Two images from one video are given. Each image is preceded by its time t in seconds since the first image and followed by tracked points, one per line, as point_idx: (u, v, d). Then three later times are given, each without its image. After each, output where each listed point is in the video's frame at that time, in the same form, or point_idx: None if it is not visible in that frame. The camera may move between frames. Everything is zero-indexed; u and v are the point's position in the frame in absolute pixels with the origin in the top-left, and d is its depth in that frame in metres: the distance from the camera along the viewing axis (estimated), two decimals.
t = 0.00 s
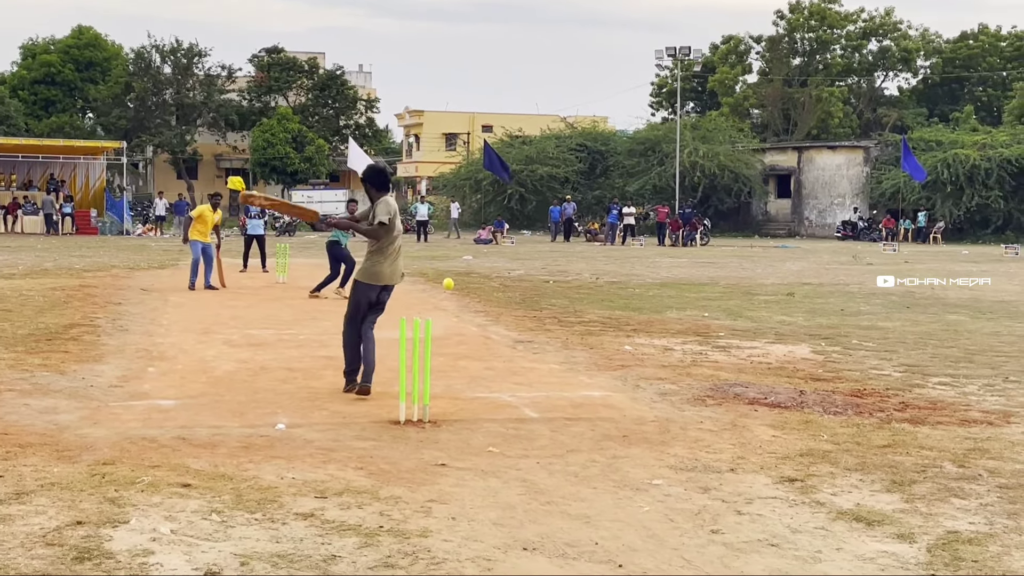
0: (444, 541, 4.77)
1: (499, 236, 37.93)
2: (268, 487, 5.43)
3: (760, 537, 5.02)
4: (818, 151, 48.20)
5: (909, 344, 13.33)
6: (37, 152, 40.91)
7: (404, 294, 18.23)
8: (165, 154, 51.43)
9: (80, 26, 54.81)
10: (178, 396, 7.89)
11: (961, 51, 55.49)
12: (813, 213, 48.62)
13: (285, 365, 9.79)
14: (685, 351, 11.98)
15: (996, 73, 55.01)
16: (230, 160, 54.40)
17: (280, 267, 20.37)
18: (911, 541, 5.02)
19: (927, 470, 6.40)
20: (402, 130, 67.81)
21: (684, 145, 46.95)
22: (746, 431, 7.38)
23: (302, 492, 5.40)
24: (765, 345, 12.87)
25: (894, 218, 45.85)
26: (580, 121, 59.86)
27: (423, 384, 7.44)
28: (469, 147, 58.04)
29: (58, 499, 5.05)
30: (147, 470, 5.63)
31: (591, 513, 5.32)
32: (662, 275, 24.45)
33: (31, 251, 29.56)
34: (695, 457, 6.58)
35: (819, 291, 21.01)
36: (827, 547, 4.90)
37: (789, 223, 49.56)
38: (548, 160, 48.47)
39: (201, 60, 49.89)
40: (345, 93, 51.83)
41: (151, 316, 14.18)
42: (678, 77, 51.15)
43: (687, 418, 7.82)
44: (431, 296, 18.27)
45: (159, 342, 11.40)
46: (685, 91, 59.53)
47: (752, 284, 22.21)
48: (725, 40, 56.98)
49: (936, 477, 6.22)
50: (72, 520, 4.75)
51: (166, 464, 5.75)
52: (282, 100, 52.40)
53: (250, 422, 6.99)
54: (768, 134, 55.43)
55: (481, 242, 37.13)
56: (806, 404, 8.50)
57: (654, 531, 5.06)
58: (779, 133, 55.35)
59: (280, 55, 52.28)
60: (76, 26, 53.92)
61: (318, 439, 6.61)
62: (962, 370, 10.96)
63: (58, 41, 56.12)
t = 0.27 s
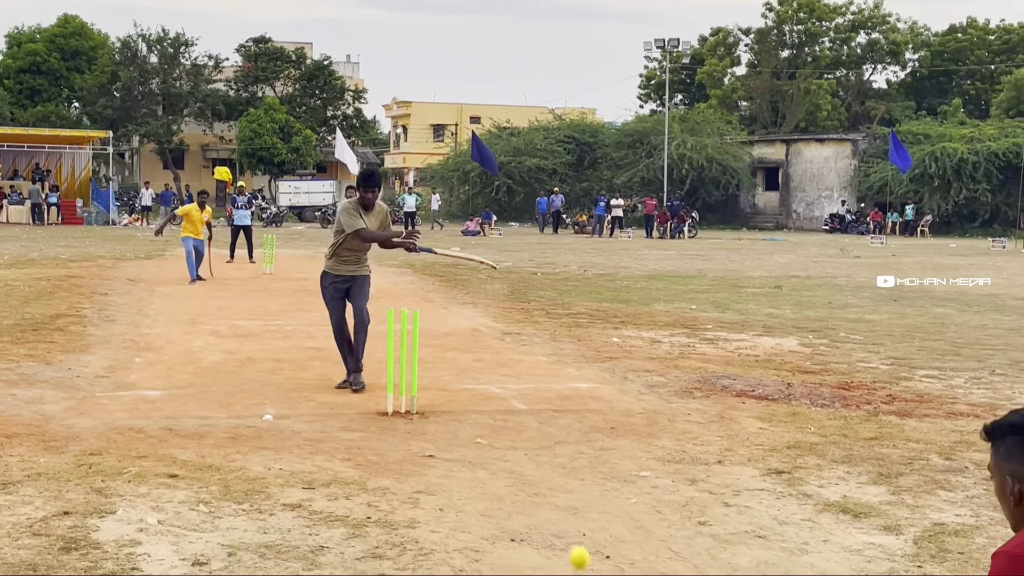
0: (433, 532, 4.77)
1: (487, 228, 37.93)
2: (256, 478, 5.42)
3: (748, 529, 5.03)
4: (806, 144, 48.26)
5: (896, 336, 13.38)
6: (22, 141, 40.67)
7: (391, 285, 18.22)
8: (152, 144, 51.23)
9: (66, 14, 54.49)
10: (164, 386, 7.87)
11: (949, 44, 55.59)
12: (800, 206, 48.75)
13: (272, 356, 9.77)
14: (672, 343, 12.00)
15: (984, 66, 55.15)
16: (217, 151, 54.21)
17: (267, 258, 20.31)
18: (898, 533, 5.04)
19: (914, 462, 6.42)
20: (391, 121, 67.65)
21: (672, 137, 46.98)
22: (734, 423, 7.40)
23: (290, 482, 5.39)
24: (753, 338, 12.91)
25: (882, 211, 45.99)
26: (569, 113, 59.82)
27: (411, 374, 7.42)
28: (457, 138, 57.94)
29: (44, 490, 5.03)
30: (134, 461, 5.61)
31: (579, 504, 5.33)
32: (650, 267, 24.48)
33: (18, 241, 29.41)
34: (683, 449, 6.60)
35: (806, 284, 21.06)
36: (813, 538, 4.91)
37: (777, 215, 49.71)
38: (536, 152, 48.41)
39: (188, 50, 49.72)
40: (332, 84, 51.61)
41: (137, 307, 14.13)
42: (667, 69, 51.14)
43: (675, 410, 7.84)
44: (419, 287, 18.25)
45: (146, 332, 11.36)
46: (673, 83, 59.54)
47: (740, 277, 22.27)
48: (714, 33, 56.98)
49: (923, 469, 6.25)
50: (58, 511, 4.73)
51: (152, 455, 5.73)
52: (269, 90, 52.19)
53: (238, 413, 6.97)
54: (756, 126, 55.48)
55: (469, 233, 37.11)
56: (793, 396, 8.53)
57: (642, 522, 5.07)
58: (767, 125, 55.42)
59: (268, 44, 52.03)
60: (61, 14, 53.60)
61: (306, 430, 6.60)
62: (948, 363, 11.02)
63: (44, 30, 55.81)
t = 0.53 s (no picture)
0: (428, 518, 4.79)
1: (481, 221, 37.90)
2: (251, 466, 5.43)
3: (741, 517, 5.06)
4: (800, 138, 48.31)
5: (889, 329, 13.44)
6: (16, 131, 40.56)
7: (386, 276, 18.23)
8: (146, 135, 51.08)
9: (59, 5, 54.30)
10: (159, 375, 7.88)
11: (943, 38, 55.67)
12: (794, 200, 48.84)
13: (267, 345, 9.78)
14: (666, 335, 12.03)
15: (977, 61, 55.23)
16: (211, 142, 54.11)
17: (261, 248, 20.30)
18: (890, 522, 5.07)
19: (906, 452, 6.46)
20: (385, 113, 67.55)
21: (667, 130, 47.02)
22: (727, 413, 7.42)
23: (285, 470, 5.40)
24: (746, 329, 12.94)
25: (875, 205, 46.07)
26: (563, 106, 59.75)
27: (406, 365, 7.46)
28: (451, 130, 57.91)
29: (39, 476, 5.04)
30: (129, 448, 5.62)
31: (573, 492, 5.36)
32: (644, 259, 24.51)
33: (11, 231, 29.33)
34: (677, 438, 6.62)
35: (799, 277, 21.09)
36: (806, 527, 4.94)
37: (770, 209, 49.81)
38: (531, 145, 48.39)
39: (182, 41, 49.58)
40: (327, 76, 51.46)
41: (132, 297, 14.11)
42: (662, 62, 51.10)
43: (668, 400, 7.86)
44: (413, 278, 18.26)
45: (140, 321, 11.35)
46: (668, 76, 59.57)
47: (734, 270, 22.31)
48: (709, 26, 56.98)
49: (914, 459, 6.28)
50: (54, 497, 4.74)
51: (148, 442, 5.74)
52: (264, 81, 52.06)
53: (232, 401, 6.98)
54: (751, 120, 55.51)
55: (463, 225, 37.10)
56: (787, 387, 8.57)
57: (636, 510, 5.09)
58: (761, 119, 55.47)
59: (262, 36, 51.85)
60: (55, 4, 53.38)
61: (301, 419, 6.61)
62: (941, 355, 11.06)
63: (38, 20, 55.57)
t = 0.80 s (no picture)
0: (431, 508, 4.77)
1: (478, 210, 37.83)
2: (251, 454, 5.41)
3: (744, 507, 5.05)
4: (797, 128, 48.30)
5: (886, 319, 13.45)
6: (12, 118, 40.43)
7: (384, 264, 18.21)
8: (142, 122, 50.96)
9: None
10: (158, 363, 7.85)
11: (940, 29, 55.65)
12: (791, 189, 48.86)
13: (266, 333, 9.75)
14: (665, 324, 12.02)
15: (974, 52, 55.22)
16: (207, 130, 53.99)
17: (258, 237, 20.26)
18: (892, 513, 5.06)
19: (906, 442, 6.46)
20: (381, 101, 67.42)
21: (664, 120, 47.00)
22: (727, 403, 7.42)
23: (286, 458, 5.39)
24: (745, 319, 12.95)
25: (872, 195, 46.10)
26: (560, 95, 59.70)
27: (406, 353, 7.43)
28: (448, 119, 57.82)
29: (40, 464, 5.02)
30: (129, 435, 5.60)
31: (576, 482, 5.35)
32: (641, 249, 24.51)
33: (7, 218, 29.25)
34: (678, 428, 6.61)
35: (796, 267, 21.10)
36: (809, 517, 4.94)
37: (767, 199, 49.86)
38: (528, 134, 48.32)
39: (179, 28, 49.46)
40: (324, 64, 51.31)
41: (129, 285, 14.07)
42: (659, 52, 51.05)
43: (668, 390, 7.85)
44: (411, 267, 18.24)
45: (138, 309, 11.32)
46: (665, 66, 59.49)
47: (731, 259, 22.32)
48: (706, 16, 56.88)
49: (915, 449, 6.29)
50: (55, 485, 4.72)
51: (148, 430, 5.72)
52: (260, 69, 51.93)
53: (232, 389, 6.97)
54: (748, 110, 55.49)
55: (460, 214, 37.05)
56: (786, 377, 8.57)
57: (637, 500, 5.08)
58: (758, 109, 55.48)
59: (259, 24, 51.71)
60: None
61: (302, 408, 6.59)
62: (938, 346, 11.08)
63: (33, 7, 55.36)
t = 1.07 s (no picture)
0: (437, 502, 4.78)
1: (479, 204, 37.80)
2: (258, 448, 5.42)
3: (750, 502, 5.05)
4: (798, 124, 48.26)
5: (889, 315, 13.46)
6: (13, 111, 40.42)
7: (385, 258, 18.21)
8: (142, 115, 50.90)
9: None
10: (163, 357, 7.85)
11: (942, 25, 55.57)
12: (792, 185, 48.86)
13: (269, 328, 9.75)
14: (668, 320, 12.02)
15: (975, 47, 55.18)
16: (208, 124, 53.96)
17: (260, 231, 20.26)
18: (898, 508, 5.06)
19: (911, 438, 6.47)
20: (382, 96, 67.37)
21: (665, 115, 46.99)
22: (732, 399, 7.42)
23: (293, 452, 5.40)
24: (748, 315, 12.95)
25: (873, 191, 46.06)
26: (561, 90, 59.63)
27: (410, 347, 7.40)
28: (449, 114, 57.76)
29: (47, 457, 5.03)
30: (136, 429, 5.61)
31: (581, 477, 5.35)
32: (643, 244, 24.51)
33: (9, 211, 29.23)
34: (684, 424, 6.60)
35: (798, 262, 21.10)
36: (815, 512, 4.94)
37: (768, 195, 49.85)
38: (529, 129, 48.28)
39: (179, 21, 49.41)
40: (324, 58, 51.24)
41: (132, 278, 14.07)
42: (660, 46, 50.99)
43: (673, 385, 7.84)
44: (413, 262, 18.24)
45: (141, 303, 11.32)
46: (666, 61, 59.42)
47: (733, 255, 22.31)
48: (707, 11, 56.80)
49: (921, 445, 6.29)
50: (62, 478, 4.73)
51: (155, 424, 5.73)
52: (261, 63, 51.89)
53: (238, 383, 6.97)
54: (749, 105, 55.44)
55: (461, 209, 37.02)
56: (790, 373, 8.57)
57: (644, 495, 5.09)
58: (759, 104, 55.45)
59: (260, 17, 51.59)
60: None
61: (307, 402, 6.60)
62: (942, 342, 11.09)
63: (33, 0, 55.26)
